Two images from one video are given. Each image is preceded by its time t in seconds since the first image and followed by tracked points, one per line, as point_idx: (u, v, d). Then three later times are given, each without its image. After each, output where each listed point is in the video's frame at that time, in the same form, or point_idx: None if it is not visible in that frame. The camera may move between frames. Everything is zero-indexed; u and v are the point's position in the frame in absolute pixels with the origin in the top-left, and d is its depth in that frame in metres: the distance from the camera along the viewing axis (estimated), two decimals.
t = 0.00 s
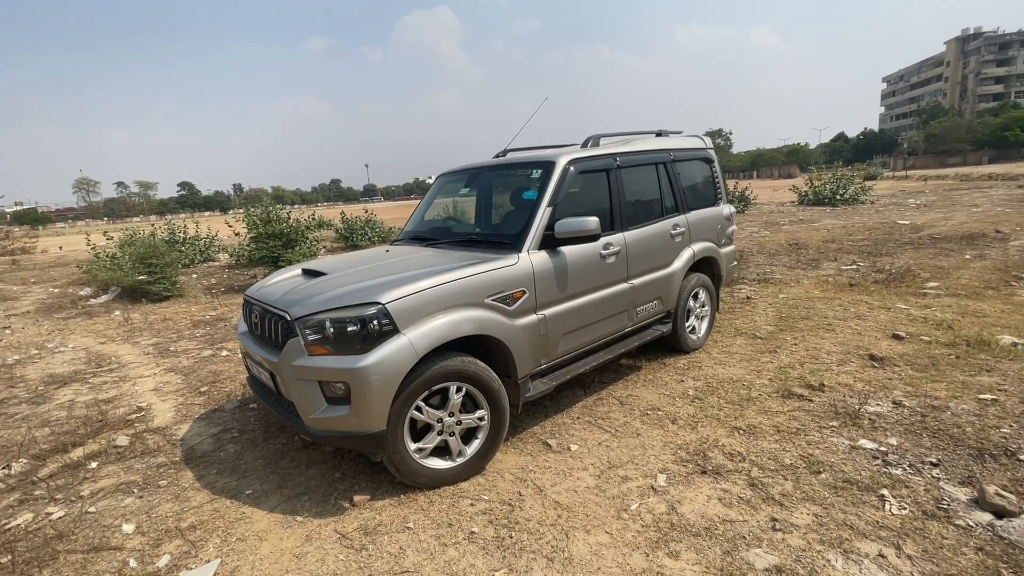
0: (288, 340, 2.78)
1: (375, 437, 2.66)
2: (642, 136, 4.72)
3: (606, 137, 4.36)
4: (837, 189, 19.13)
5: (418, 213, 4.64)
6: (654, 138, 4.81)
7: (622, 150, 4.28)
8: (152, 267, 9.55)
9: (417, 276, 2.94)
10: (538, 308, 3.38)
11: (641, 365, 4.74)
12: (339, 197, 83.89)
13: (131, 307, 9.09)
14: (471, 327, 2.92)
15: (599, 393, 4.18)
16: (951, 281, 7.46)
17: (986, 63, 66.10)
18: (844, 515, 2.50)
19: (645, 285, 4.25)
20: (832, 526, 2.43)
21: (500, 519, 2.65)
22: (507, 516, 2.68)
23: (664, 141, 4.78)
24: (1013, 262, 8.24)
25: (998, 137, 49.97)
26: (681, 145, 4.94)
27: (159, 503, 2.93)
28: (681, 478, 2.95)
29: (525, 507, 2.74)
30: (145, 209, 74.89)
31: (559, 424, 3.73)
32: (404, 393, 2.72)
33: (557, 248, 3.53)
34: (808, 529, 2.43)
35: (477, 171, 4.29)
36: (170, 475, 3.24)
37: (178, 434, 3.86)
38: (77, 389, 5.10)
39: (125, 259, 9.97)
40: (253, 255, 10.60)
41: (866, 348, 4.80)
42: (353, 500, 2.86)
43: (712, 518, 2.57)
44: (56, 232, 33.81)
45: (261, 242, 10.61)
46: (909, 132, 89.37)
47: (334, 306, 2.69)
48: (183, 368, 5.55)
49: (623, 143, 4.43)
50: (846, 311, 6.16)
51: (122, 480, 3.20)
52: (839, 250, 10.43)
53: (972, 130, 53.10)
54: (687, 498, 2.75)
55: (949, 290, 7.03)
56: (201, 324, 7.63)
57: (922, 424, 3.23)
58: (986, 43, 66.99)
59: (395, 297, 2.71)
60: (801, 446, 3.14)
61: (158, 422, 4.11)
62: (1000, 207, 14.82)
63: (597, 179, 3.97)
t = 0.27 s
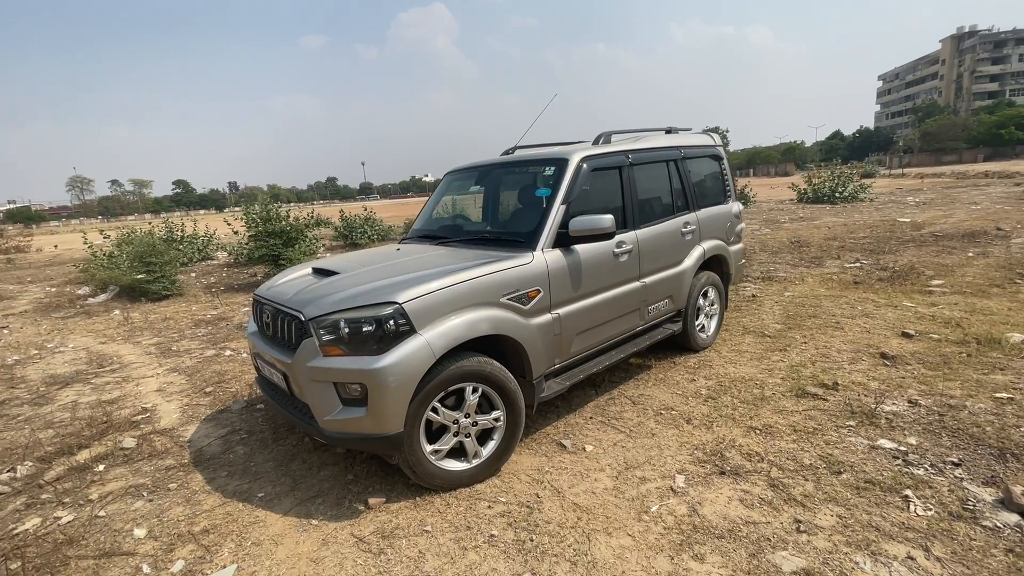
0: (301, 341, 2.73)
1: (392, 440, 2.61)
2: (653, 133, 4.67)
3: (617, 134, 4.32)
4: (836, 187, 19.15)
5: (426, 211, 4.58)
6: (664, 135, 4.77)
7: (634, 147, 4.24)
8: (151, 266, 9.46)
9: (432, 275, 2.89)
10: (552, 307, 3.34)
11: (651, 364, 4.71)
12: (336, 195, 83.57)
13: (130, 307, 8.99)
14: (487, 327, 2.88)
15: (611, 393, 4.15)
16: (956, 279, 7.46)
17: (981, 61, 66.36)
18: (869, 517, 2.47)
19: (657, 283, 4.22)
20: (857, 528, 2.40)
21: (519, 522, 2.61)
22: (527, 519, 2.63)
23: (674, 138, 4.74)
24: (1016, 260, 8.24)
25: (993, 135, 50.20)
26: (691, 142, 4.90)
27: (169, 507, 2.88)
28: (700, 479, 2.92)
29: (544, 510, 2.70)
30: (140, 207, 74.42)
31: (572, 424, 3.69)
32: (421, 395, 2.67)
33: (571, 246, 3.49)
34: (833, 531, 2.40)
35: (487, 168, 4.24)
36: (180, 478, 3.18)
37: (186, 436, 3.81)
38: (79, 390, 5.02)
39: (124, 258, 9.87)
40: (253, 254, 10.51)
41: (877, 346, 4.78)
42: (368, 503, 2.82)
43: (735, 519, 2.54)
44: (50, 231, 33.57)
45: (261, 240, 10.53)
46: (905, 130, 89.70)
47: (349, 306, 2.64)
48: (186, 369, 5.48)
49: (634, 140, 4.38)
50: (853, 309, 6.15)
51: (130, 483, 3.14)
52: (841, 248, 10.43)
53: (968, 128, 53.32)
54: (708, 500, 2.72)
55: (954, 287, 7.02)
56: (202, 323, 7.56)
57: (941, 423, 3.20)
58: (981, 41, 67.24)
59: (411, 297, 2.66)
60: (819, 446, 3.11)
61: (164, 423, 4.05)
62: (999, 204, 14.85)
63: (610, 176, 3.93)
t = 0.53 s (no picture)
0: (319, 341, 2.69)
1: (412, 441, 2.58)
2: (664, 130, 4.64)
3: (629, 131, 4.29)
4: (836, 184, 19.18)
5: (436, 209, 4.54)
6: (675, 132, 4.74)
7: (646, 144, 4.21)
8: (151, 265, 9.37)
9: (449, 275, 2.86)
10: (568, 306, 3.31)
11: (662, 362, 4.69)
12: (332, 193, 83.24)
13: (130, 306, 8.91)
14: (505, 327, 2.85)
15: (624, 392, 4.13)
16: (960, 276, 7.47)
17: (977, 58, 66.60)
18: (894, 517, 2.45)
19: (669, 281, 4.19)
20: (883, 528, 2.39)
21: (541, 523, 2.59)
22: (548, 520, 2.61)
23: (685, 136, 4.71)
24: (1019, 257, 8.27)
25: (989, 132, 50.41)
26: (701, 139, 4.87)
27: (184, 510, 2.84)
28: (720, 479, 2.90)
29: (565, 511, 2.68)
30: (135, 205, 73.93)
31: (586, 423, 3.67)
32: (440, 396, 2.64)
33: (586, 245, 3.46)
34: (859, 531, 2.38)
35: (499, 165, 4.20)
36: (193, 480, 3.14)
37: (196, 437, 3.76)
38: (84, 391, 4.96)
39: (123, 256, 9.77)
40: (254, 252, 10.43)
41: (887, 344, 4.78)
42: (387, 505, 2.79)
43: (759, 520, 2.52)
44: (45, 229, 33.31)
45: (261, 238, 10.45)
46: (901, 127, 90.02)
47: (368, 306, 2.60)
48: (192, 368, 5.42)
49: (646, 137, 4.35)
50: (860, 307, 6.15)
51: (143, 486, 3.10)
52: (844, 245, 10.44)
53: (963, 125, 53.53)
54: (729, 500, 2.70)
55: (959, 284, 7.03)
56: (205, 322, 7.49)
57: (958, 421, 3.20)
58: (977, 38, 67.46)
59: (430, 296, 2.63)
60: (838, 445, 3.10)
61: (173, 424, 4.00)
62: (997, 201, 14.91)
63: (623, 173, 3.89)
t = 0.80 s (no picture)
0: (330, 340, 2.67)
1: (426, 440, 2.56)
2: (671, 127, 4.63)
3: (637, 128, 4.27)
4: (834, 182, 19.22)
5: (442, 206, 4.51)
6: (681, 129, 4.73)
7: (654, 141, 4.20)
8: (150, 263, 9.30)
9: (461, 273, 2.84)
10: (579, 304, 3.30)
11: (668, 359, 4.69)
12: (328, 190, 82.90)
13: (129, 304, 8.85)
14: (518, 325, 2.83)
15: (631, 390, 4.12)
16: (960, 273, 7.50)
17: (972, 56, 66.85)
18: (908, 513, 2.46)
19: (677, 279, 4.19)
20: (898, 524, 2.39)
21: (555, 522, 2.58)
22: (562, 519, 2.60)
23: (692, 133, 4.70)
24: (1018, 253, 8.31)
25: (984, 129, 50.65)
26: (707, 136, 4.87)
27: (194, 510, 2.82)
28: (732, 476, 2.90)
29: (579, 509, 2.67)
30: (129, 203, 73.41)
31: (595, 421, 3.66)
32: (454, 395, 2.63)
33: (596, 242, 3.44)
34: (874, 528, 2.39)
35: (506, 162, 4.18)
36: (202, 480, 3.12)
37: (202, 436, 3.73)
38: (86, 390, 4.92)
39: (121, 255, 9.69)
40: (254, 250, 10.36)
41: (892, 341, 4.79)
42: (399, 504, 2.77)
43: (773, 517, 2.52)
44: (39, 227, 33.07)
45: (261, 236, 10.38)
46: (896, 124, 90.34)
47: (380, 304, 2.58)
48: (195, 367, 5.39)
49: (653, 134, 4.34)
50: (863, 304, 6.16)
51: (151, 486, 3.07)
52: (844, 242, 10.47)
53: (958, 122, 53.76)
54: (743, 497, 2.70)
55: (960, 281, 7.06)
56: (206, 321, 7.44)
57: (968, 418, 3.21)
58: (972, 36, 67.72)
59: (443, 294, 2.61)
60: (848, 442, 3.10)
61: (178, 424, 3.97)
62: (994, 198, 14.99)
63: (632, 171, 3.88)
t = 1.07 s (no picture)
0: (335, 335, 2.59)
1: (435, 437, 2.49)
2: (676, 119, 4.57)
3: (643, 120, 4.21)
4: (830, 177, 19.25)
5: (444, 200, 4.44)
6: (686, 121, 4.67)
7: (660, 133, 4.14)
8: (143, 260, 9.15)
9: (468, 266, 2.77)
10: (587, 298, 3.24)
11: (673, 354, 4.64)
12: (322, 187, 82.39)
13: (122, 301, 8.70)
14: (528, 319, 2.77)
15: (637, 385, 4.07)
16: (960, 267, 7.51)
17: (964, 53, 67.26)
18: (926, 508, 2.42)
19: (683, 273, 4.14)
20: (916, 519, 2.35)
21: (567, 520, 2.52)
22: (574, 516, 2.55)
23: (697, 125, 4.65)
24: (1016, 247, 8.32)
25: (975, 126, 51.00)
26: (712, 128, 4.81)
27: (195, 511, 2.74)
28: (745, 472, 2.85)
29: (591, 507, 2.62)
30: (120, 200, 72.62)
31: (602, 417, 3.61)
32: (463, 390, 2.56)
33: (604, 235, 3.38)
34: (892, 523, 2.35)
35: (509, 155, 4.11)
36: (202, 479, 3.04)
37: (201, 435, 3.65)
38: (80, 388, 4.81)
39: (113, 251, 9.53)
40: (249, 246, 10.22)
41: (897, 335, 4.76)
42: (406, 503, 2.71)
43: (789, 513, 2.48)
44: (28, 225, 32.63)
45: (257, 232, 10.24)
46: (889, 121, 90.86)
47: (387, 298, 2.51)
48: (191, 365, 5.28)
49: (659, 126, 4.28)
50: (865, 298, 6.14)
51: (149, 486, 2.99)
52: (842, 237, 10.47)
53: (950, 119, 54.10)
54: (757, 493, 2.65)
55: (960, 275, 7.06)
56: (201, 317, 7.33)
57: (979, 411, 3.18)
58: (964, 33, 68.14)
59: (452, 288, 2.54)
60: (860, 436, 3.06)
61: (176, 422, 3.88)
62: (989, 194, 15.06)
63: (639, 162, 3.82)
